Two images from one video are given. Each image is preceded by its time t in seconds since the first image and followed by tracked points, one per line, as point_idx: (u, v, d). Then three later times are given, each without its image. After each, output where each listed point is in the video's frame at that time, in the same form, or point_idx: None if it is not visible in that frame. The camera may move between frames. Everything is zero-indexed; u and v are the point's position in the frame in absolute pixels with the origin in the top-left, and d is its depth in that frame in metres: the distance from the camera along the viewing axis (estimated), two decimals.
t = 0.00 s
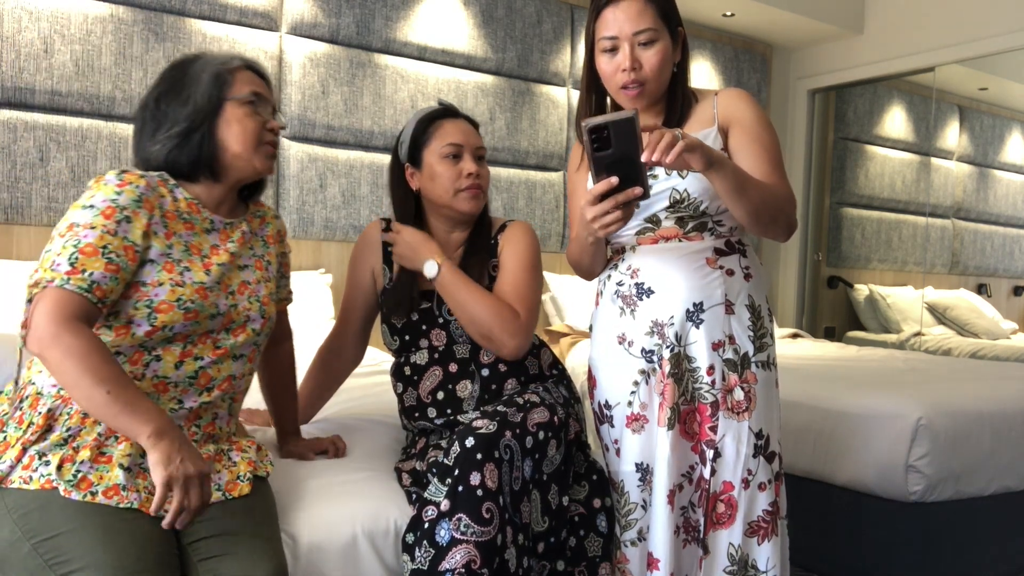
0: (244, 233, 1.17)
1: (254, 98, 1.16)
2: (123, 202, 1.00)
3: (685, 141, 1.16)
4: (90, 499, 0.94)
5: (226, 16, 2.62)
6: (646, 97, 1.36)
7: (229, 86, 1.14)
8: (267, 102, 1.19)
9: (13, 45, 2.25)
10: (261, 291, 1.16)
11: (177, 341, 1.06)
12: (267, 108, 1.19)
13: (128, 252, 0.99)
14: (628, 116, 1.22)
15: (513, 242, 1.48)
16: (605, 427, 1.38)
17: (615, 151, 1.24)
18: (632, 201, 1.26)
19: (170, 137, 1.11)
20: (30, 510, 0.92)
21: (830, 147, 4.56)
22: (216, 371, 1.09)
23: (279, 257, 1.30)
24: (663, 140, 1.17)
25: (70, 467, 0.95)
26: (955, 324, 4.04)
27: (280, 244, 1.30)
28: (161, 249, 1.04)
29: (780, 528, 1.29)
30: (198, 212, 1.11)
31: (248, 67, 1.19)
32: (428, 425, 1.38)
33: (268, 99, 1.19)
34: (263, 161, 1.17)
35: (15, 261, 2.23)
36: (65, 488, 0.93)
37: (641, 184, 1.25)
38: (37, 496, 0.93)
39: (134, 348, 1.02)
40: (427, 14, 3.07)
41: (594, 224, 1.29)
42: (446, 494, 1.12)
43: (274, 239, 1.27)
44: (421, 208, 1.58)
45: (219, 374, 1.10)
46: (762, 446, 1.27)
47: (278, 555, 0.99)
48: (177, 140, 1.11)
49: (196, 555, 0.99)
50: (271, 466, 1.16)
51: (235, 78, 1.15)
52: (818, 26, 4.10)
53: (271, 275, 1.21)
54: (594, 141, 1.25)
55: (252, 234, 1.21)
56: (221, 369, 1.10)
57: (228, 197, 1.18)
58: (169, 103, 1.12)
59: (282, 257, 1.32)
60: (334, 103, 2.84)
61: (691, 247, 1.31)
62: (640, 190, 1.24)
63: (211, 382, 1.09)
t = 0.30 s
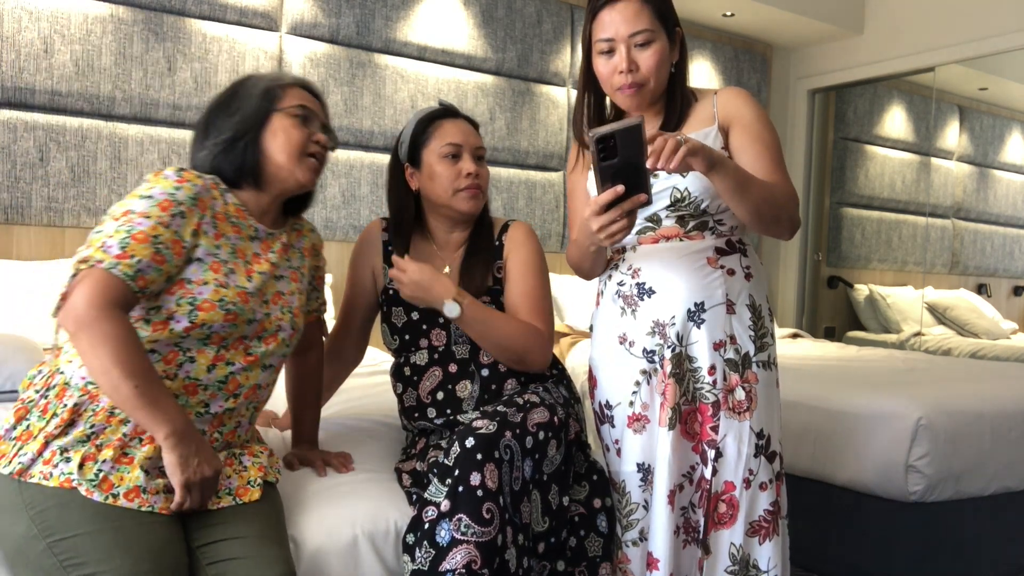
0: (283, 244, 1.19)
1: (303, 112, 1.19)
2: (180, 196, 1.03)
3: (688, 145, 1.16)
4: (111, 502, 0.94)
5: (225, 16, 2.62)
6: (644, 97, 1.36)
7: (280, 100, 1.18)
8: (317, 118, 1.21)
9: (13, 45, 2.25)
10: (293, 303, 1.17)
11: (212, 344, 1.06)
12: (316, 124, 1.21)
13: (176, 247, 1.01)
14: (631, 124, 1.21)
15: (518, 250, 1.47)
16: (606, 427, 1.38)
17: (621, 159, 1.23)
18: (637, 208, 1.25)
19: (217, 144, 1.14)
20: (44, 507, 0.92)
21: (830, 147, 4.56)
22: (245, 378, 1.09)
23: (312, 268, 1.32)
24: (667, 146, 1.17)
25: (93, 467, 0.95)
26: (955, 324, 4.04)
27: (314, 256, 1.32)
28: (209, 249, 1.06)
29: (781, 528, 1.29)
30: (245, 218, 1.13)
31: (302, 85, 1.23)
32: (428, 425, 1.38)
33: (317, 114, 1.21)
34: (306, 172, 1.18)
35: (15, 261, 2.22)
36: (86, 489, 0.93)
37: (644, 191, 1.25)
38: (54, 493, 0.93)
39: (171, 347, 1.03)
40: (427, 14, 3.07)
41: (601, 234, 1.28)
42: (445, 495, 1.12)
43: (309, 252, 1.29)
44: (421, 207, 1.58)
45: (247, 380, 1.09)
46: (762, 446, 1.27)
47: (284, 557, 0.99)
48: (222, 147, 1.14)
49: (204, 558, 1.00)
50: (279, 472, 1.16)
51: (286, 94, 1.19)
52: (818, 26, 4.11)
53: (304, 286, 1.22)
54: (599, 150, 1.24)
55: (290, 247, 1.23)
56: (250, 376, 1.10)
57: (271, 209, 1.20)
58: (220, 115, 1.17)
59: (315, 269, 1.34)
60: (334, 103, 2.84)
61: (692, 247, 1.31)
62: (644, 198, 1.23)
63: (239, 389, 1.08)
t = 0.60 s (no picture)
0: (324, 255, 1.26)
1: (329, 117, 1.28)
2: (233, 202, 1.09)
3: (689, 148, 1.16)
4: (163, 482, 0.97)
5: (226, 16, 2.62)
6: (642, 99, 1.36)
7: (306, 108, 1.27)
8: (343, 123, 1.30)
9: (13, 45, 2.25)
10: (331, 315, 1.24)
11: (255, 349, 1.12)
12: (342, 128, 1.29)
13: (229, 250, 1.07)
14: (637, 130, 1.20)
15: (521, 254, 1.47)
16: (607, 427, 1.38)
17: (626, 167, 1.21)
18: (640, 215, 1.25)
19: (253, 155, 1.22)
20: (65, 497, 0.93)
21: (830, 147, 4.57)
22: (280, 384, 1.16)
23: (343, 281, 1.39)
24: (668, 149, 1.17)
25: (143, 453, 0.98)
26: (955, 324, 4.04)
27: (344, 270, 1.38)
28: (260, 253, 1.12)
29: (783, 528, 1.30)
30: (289, 225, 1.19)
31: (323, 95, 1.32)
32: (428, 425, 1.38)
33: (343, 119, 1.30)
34: (340, 170, 1.25)
35: (15, 261, 2.23)
36: (133, 475, 0.96)
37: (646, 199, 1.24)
38: (80, 479, 0.95)
39: (217, 349, 1.09)
40: (427, 14, 3.07)
41: (604, 243, 1.26)
42: (445, 494, 1.12)
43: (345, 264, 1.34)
44: (421, 207, 1.57)
45: (283, 387, 1.17)
46: (764, 446, 1.27)
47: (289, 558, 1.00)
48: (258, 156, 1.22)
49: (213, 557, 1.00)
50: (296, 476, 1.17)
51: (311, 102, 1.28)
52: (818, 26, 4.11)
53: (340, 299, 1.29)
54: (605, 159, 1.21)
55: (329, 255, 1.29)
56: (284, 383, 1.17)
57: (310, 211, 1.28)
58: (252, 129, 1.26)
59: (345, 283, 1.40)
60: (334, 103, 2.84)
61: (693, 247, 1.31)
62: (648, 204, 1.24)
63: (275, 394, 1.16)
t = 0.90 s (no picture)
0: (346, 261, 1.28)
1: (337, 120, 1.28)
2: (266, 210, 1.11)
3: (695, 149, 1.16)
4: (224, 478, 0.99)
5: (226, 16, 2.62)
6: (641, 100, 1.36)
7: (314, 114, 1.28)
8: (353, 125, 1.31)
9: (14, 45, 2.25)
10: (353, 319, 1.26)
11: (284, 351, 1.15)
12: (353, 130, 1.30)
13: (265, 258, 1.09)
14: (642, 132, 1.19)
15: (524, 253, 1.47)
16: (607, 427, 1.38)
17: (631, 167, 1.20)
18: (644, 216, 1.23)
19: (265, 165, 1.24)
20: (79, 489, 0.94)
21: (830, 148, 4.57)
22: (304, 386, 1.19)
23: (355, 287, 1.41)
24: (674, 151, 1.16)
25: (183, 446, 1.01)
26: (955, 324, 4.03)
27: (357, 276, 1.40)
28: (291, 258, 1.14)
29: (785, 527, 1.30)
30: (312, 231, 1.21)
31: (332, 100, 1.33)
32: (428, 424, 1.38)
33: (353, 121, 1.30)
34: (352, 171, 1.26)
35: (16, 261, 2.23)
36: (175, 464, 0.99)
37: (650, 201, 1.23)
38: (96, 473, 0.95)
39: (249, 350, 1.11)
40: (427, 13, 3.06)
41: (604, 244, 1.25)
42: (444, 495, 1.12)
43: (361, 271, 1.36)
44: (425, 207, 1.57)
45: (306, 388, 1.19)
46: (766, 446, 1.27)
47: (291, 558, 0.99)
48: (271, 166, 1.24)
49: (219, 556, 1.00)
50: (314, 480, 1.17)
51: (318, 108, 1.29)
52: (818, 26, 4.11)
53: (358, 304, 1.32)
54: (611, 159, 1.20)
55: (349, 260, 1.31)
56: (308, 384, 1.20)
57: (327, 216, 1.29)
58: (264, 140, 1.27)
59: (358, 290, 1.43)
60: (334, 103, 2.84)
61: (693, 247, 1.31)
62: (651, 207, 1.22)
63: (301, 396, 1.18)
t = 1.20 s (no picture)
0: (353, 264, 1.30)
1: (345, 123, 1.28)
2: (279, 214, 1.11)
3: (698, 150, 1.15)
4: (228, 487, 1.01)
5: (226, 17, 2.62)
6: (643, 100, 1.36)
7: (321, 118, 1.28)
8: (361, 127, 1.31)
9: (14, 45, 2.25)
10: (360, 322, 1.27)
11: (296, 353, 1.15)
12: (360, 133, 1.30)
13: (279, 263, 1.09)
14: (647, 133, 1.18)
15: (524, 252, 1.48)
16: (607, 427, 1.38)
17: (633, 167, 1.19)
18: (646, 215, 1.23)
19: (273, 168, 1.25)
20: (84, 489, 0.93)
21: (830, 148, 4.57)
22: (312, 387, 1.20)
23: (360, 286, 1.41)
24: (677, 151, 1.15)
25: (193, 448, 1.02)
26: (955, 324, 4.02)
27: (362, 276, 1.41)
28: (304, 262, 1.14)
29: (786, 527, 1.30)
30: (322, 235, 1.22)
31: (340, 102, 1.33)
32: (428, 423, 1.37)
33: (360, 124, 1.30)
34: (360, 175, 1.26)
35: (16, 261, 2.23)
36: (186, 467, 0.99)
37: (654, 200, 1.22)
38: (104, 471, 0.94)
39: (261, 350, 1.11)
40: (427, 13, 3.07)
41: (607, 244, 1.25)
42: (444, 495, 1.12)
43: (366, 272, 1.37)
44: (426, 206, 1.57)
45: (314, 388, 1.21)
46: (767, 446, 1.27)
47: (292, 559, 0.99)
48: (279, 170, 1.25)
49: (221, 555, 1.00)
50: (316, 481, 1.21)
51: (326, 110, 1.29)
52: (818, 25, 4.11)
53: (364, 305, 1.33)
54: (612, 158, 1.20)
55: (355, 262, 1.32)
56: (315, 385, 1.21)
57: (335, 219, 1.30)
58: (273, 144, 1.28)
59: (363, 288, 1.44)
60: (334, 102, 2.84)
61: (693, 247, 1.31)
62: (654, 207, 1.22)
63: (308, 396, 1.20)
